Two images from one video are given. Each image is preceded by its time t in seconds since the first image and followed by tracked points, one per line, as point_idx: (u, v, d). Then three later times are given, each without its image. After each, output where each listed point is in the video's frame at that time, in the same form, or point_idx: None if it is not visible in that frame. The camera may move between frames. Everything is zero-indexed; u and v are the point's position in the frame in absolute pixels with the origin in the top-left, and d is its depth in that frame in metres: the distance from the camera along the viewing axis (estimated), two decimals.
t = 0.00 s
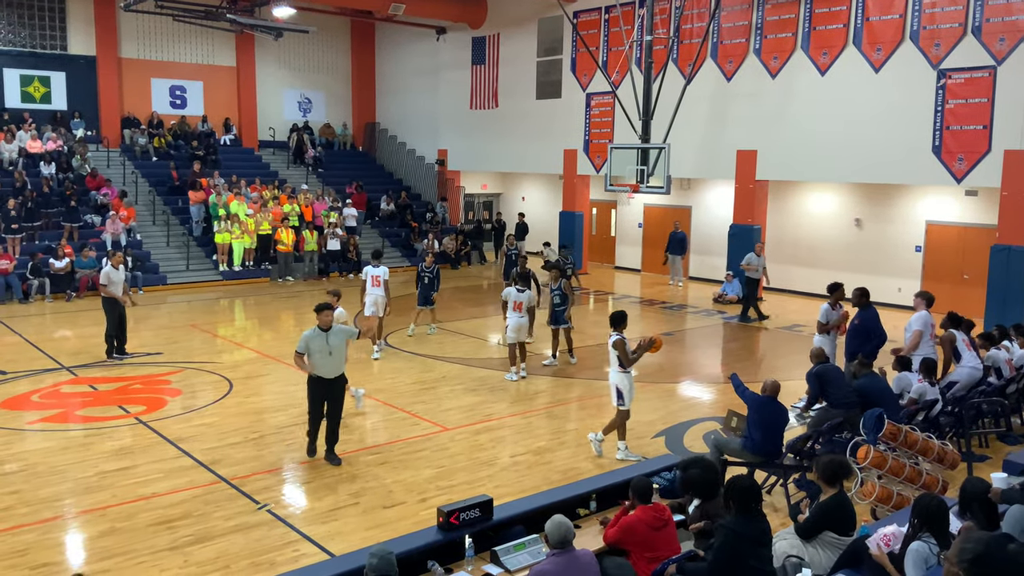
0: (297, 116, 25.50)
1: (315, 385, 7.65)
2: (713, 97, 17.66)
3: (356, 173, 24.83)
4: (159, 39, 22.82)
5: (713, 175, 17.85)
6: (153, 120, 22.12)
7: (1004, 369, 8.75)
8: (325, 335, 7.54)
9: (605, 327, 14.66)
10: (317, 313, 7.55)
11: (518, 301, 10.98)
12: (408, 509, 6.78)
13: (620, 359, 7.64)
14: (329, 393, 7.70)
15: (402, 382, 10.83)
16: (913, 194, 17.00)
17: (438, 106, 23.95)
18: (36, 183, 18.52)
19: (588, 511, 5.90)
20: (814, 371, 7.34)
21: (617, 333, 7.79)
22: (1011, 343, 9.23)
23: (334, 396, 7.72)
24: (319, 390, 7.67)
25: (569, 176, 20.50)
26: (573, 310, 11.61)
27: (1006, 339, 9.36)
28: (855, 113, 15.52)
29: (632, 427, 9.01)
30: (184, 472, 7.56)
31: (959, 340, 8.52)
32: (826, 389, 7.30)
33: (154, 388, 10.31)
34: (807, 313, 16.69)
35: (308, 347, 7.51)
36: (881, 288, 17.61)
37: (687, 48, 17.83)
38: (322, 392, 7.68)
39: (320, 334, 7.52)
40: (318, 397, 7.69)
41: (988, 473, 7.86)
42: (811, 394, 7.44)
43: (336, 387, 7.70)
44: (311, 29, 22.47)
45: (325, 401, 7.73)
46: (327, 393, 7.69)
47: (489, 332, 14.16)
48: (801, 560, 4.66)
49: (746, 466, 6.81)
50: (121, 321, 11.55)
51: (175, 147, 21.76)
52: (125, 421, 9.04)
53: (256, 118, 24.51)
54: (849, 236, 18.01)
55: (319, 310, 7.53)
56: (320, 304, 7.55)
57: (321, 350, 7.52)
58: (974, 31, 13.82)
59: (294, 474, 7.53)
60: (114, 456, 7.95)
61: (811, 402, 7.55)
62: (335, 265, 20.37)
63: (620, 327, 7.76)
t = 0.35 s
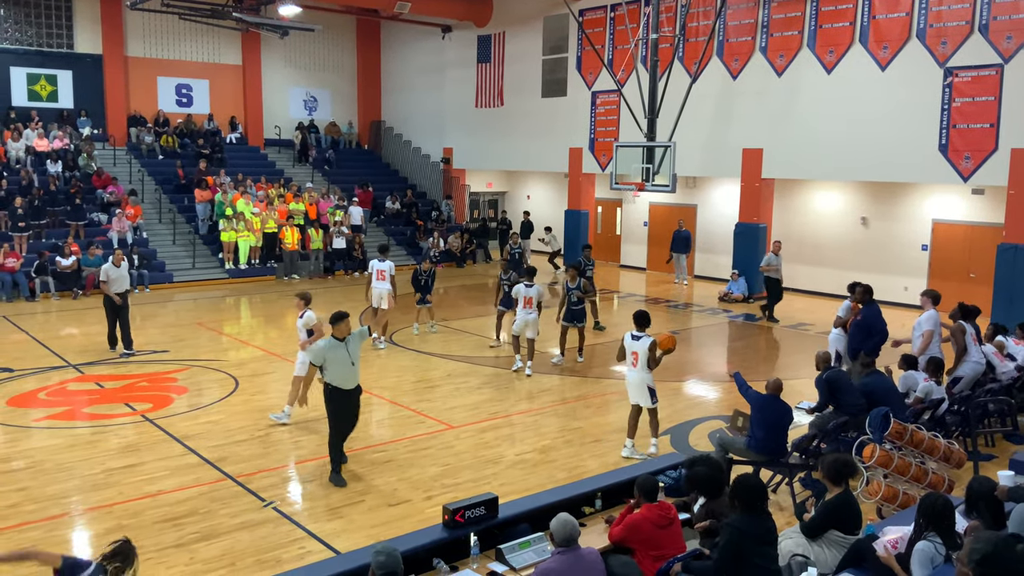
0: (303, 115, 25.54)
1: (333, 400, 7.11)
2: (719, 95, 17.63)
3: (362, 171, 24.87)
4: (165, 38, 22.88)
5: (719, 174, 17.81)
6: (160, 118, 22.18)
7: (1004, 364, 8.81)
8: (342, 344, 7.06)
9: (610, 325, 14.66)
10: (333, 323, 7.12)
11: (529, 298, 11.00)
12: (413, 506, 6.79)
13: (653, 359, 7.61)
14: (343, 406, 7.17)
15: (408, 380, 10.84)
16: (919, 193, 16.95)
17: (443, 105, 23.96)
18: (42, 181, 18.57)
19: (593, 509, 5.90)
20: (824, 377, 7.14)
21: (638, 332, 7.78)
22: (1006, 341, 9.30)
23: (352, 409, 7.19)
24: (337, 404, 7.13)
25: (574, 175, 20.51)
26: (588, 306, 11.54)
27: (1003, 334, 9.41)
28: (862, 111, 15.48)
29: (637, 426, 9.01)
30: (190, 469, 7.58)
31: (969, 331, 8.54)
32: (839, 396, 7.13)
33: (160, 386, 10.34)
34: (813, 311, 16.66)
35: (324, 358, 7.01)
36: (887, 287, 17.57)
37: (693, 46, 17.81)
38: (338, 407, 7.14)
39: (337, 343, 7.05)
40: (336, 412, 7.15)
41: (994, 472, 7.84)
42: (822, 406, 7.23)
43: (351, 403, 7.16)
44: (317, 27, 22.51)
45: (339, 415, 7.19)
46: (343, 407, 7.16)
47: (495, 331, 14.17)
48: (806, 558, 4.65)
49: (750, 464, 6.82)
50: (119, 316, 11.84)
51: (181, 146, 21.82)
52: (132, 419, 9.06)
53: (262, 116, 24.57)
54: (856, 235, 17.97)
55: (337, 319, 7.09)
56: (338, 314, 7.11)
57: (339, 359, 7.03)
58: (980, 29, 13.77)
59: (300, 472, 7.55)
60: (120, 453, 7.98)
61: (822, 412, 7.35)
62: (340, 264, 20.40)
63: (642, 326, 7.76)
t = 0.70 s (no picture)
0: (308, 114, 25.55)
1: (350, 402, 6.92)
2: (724, 94, 17.58)
3: (366, 170, 24.88)
4: (169, 36, 22.89)
5: (723, 173, 17.77)
6: (165, 117, 22.22)
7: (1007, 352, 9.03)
8: (362, 346, 6.81)
9: (614, 324, 14.64)
10: (349, 324, 6.80)
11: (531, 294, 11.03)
12: (417, 505, 6.79)
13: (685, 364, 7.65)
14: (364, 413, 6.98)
15: (412, 379, 10.83)
16: (925, 192, 16.91)
17: (447, 103, 23.94)
18: (47, 180, 18.59)
19: (597, 509, 5.89)
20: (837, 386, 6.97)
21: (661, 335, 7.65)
22: (1011, 319, 9.41)
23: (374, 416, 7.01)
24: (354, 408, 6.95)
25: (578, 174, 20.50)
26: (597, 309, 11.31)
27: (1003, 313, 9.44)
28: (867, 110, 15.43)
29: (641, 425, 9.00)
30: (195, 468, 7.59)
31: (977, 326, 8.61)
32: (855, 406, 6.93)
33: (165, 384, 10.35)
34: (817, 310, 16.64)
35: (347, 360, 6.72)
36: (893, 286, 17.53)
37: (697, 45, 17.76)
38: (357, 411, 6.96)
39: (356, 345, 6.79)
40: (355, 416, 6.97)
41: (999, 472, 7.83)
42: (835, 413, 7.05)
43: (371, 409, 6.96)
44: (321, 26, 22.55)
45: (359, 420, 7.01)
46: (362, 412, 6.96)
47: (498, 330, 14.17)
48: (811, 558, 4.65)
49: (755, 464, 6.81)
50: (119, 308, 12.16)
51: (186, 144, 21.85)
52: (136, 417, 9.07)
53: (266, 115, 24.58)
54: (861, 234, 17.92)
55: (354, 321, 6.77)
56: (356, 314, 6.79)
57: (359, 361, 6.78)
58: (986, 28, 13.73)
59: (304, 471, 7.55)
60: (125, 451, 7.99)
61: (832, 417, 7.21)
62: (345, 262, 20.42)
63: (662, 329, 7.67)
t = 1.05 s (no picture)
0: (310, 113, 25.56)
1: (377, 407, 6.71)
2: (727, 93, 17.56)
3: (369, 169, 24.89)
4: (172, 35, 22.90)
5: (725, 172, 17.77)
6: (168, 116, 22.24)
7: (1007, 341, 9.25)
8: (389, 348, 6.67)
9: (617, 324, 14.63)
10: (374, 328, 6.59)
11: (533, 291, 11.01)
12: (419, 504, 6.80)
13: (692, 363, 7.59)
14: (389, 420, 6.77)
15: (413, 378, 10.84)
16: (927, 191, 16.89)
17: (450, 102, 23.93)
18: (50, 179, 18.60)
19: (600, 508, 5.87)
20: (851, 390, 6.98)
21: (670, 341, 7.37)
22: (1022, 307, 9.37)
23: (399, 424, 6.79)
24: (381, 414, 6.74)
25: (581, 173, 20.51)
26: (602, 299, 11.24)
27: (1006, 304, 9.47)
28: (870, 109, 15.41)
29: (644, 425, 9.00)
30: (197, 467, 7.60)
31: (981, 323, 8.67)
32: (862, 407, 6.93)
33: (167, 383, 10.37)
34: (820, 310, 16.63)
35: (376, 365, 6.57)
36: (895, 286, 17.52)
37: (700, 44, 17.75)
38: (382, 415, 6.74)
39: (383, 348, 6.63)
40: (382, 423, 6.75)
41: (1003, 471, 7.82)
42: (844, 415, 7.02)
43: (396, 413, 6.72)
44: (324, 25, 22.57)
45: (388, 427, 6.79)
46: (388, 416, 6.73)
47: (500, 329, 14.17)
48: (813, 558, 4.64)
49: (758, 463, 6.81)
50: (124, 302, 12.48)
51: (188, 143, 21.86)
52: (139, 416, 9.09)
53: (268, 115, 24.60)
54: (863, 233, 17.91)
55: (380, 324, 6.54)
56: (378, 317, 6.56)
57: (390, 364, 6.62)
58: (989, 27, 13.71)
59: (307, 470, 7.56)
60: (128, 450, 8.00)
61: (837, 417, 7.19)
62: (347, 262, 20.42)
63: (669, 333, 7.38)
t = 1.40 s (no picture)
0: (306, 111, 25.52)
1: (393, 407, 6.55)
2: (723, 92, 17.57)
3: (364, 168, 24.85)
4: (167, 34, 22.84)
5: (721, 171, 17.78)
6: (163, 115, 22.21)
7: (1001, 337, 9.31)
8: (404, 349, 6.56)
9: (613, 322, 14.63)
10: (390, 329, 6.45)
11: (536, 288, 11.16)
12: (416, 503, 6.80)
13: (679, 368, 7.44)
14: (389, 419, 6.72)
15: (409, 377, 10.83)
16: (923, 190, 16.92)
17: (447, 100, 23.90)
18: (45, 178, 18.55)
19: (596, 506, 5.87)
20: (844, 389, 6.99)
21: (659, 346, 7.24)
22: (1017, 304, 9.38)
23: (412, 430, 6.59)
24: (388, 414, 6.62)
25: (577, 172, 20.52)
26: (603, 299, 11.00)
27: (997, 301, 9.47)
28: (866, 108, 15.43)
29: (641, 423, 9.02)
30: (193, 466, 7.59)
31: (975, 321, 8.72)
32: (857, 405, 6.96)
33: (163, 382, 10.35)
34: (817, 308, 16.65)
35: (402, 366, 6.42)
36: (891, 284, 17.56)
37: (696, 43, 17.77)
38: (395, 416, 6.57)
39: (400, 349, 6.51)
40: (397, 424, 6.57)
41: (998, 470, 7.86)
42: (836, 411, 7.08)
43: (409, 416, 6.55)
44: (320, 24, 22.55)
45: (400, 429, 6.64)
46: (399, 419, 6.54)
47: (497, 328, 14.17)
48: (810, 556, 4.65)
49: (754, 462, 6.83)
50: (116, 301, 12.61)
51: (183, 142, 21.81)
52: (135, 415, 9.08)
53: (264, 114, 24.55)
54: (859, 232, 17.94)
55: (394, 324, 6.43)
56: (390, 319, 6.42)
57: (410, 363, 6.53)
58: (984, 26, 13.73)
59: (303, 469, 7.56)
60: (124, 450, 7.99)
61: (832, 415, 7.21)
62: (343, 260, 20.39)
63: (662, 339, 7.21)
